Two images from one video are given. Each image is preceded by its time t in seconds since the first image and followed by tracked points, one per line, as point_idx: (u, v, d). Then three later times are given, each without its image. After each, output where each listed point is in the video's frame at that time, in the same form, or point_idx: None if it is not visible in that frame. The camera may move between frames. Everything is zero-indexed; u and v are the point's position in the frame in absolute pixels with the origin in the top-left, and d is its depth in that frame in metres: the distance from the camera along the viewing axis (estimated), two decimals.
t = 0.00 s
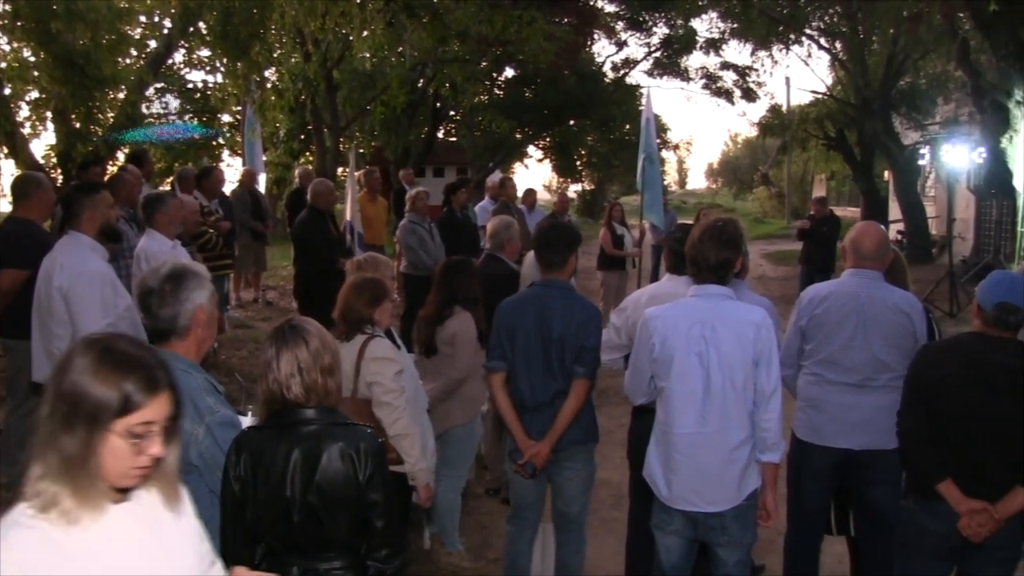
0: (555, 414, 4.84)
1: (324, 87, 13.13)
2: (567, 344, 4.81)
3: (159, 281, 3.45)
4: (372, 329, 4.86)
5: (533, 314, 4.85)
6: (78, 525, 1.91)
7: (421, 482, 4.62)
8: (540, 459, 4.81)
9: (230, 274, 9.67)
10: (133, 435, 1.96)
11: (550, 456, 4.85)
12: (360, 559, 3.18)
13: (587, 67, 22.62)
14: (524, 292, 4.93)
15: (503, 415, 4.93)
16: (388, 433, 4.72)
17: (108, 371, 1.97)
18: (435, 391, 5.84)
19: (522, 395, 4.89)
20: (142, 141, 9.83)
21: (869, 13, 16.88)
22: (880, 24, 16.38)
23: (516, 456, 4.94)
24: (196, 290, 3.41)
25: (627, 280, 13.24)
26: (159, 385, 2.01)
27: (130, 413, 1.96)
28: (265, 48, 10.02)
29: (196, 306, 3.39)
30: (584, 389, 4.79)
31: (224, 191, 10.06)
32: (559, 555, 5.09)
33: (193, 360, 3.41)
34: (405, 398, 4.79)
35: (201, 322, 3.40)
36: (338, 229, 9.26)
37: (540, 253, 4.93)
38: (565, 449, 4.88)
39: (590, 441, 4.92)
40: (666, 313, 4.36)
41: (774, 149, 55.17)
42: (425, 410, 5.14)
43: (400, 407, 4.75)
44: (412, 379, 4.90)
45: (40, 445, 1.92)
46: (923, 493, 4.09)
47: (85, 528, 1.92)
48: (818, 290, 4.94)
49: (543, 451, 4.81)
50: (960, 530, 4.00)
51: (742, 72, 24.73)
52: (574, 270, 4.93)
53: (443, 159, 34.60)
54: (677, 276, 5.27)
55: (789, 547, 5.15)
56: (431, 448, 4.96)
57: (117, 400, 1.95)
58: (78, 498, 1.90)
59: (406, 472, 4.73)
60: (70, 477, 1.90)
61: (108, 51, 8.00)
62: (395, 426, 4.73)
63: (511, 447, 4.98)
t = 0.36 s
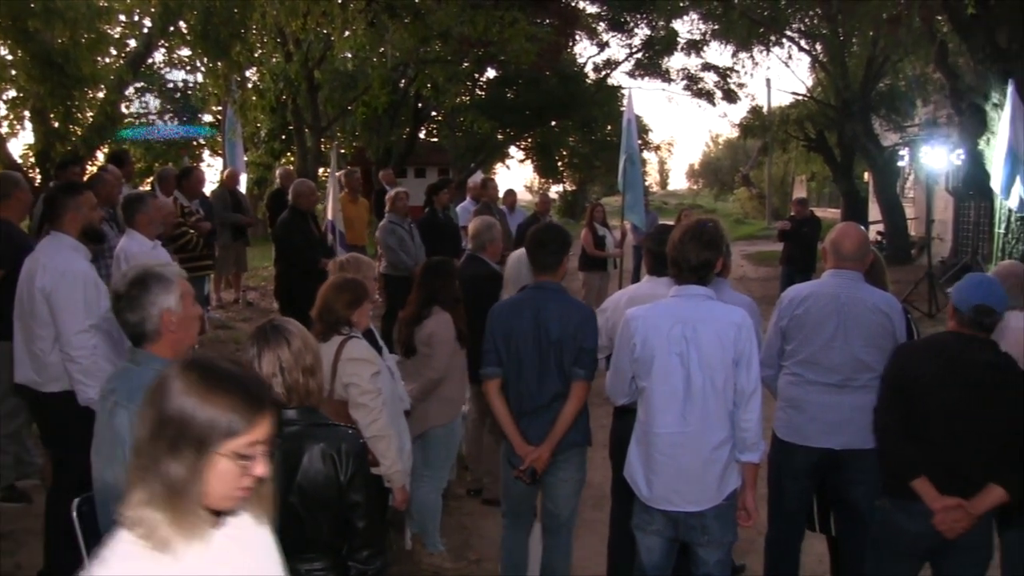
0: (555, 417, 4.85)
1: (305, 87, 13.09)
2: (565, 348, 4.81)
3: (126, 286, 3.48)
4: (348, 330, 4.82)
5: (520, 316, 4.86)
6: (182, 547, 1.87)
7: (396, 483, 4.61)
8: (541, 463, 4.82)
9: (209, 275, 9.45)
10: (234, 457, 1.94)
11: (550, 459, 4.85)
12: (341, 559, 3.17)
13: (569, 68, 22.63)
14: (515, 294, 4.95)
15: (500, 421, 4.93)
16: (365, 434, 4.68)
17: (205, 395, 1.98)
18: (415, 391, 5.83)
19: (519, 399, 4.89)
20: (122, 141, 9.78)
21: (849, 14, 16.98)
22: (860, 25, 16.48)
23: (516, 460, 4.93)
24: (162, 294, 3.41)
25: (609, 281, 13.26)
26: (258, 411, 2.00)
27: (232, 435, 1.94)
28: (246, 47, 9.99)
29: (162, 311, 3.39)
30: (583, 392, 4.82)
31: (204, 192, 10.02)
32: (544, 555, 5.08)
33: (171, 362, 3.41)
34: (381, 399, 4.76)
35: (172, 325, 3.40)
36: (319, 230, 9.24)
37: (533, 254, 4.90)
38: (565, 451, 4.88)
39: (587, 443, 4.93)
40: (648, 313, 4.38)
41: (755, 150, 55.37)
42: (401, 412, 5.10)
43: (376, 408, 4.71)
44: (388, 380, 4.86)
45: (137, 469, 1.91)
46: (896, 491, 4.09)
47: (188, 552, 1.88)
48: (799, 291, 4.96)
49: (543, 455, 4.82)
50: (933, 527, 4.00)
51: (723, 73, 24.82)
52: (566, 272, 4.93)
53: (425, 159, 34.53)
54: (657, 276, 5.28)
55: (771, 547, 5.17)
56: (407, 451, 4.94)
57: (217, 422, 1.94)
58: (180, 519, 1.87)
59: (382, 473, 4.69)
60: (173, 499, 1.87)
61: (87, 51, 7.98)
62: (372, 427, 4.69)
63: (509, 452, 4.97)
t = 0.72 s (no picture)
0: (536, 417, 4.85)
1: (288, 87, 13.06)
2: (547, 349, 4.80)
3: (100, 290, 3.42)
4: (330, 331, 4.78)
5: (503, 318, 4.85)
6: (315, 555, 1.72)
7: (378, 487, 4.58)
8: (521, 464, 4.80)
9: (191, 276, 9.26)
10: (359, 453, 1.78)
11: (530, 459, 4.84)
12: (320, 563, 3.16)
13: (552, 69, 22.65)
14: (499, 295, 4.94)
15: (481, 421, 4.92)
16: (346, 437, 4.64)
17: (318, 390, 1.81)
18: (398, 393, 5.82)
19: (499, 399, 4.89)
20: (103, 140, 9.73)
21: (831, 17, 17.09)
22: (841, 26, 16.58)
23: (497, 461, 4.92)
24: (138, 298, 3.37)
25: (592, 282, 13.29)
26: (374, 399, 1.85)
27: (356, 431, 1.78)
28: (228, 47, 9.96)
29: (139, 315, 3.35)
30: (564, 393, 4.80)
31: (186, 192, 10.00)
32: (526, 556, 5.07)
33: (154, 363, 3.39)
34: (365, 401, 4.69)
35: (150, 329, 3.36)
36: (303, 231, 9.21)
37: (517, 255, 4.92)
38: (546, 451, 4.88)
39: (568, 443, 4.93)
40: (633, 314, 4.39)
41: (737, 152, 55.62)
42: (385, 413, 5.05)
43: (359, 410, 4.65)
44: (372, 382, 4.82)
45: (255, 472, 1.75)
46: (846, 492, 4.12)
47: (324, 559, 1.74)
48: (781, 291, 4.98)
49: (523, 455, 4.80)
50: (883, 526, 4.04)
51: (705, 74, 24.91)
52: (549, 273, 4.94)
53: (408, 159, 34.50)
54: (641, 277, 5.29)
55: (753, 547, 5.18)
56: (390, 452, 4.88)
57: (339, 420, 1.78)
58: (310, 526, 1.71)
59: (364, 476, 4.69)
60: (303, 503, 1.72)
61: (67, 51, 7.95)
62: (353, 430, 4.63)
63: (491, 453, 4.96)
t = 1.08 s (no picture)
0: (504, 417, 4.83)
1: (268, 87, 13.01)
2: (515, 348, 4.81)
3: (76, 293, 3.38)
4: (314, 333, 4.77)
5: (482, 319, 4.84)
6: (428, 551, 1.94)
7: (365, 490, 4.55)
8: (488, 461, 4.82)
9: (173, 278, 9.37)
10: (466, 459, 2.00)
11: (498, 457, 4.84)
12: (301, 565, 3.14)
13: (533, 71, 22.69)
14: (474, 294, 4.93)
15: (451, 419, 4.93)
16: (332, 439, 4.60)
17: (425, 401, 2.02)
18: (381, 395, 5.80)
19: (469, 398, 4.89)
20: (81, 141, 9.67)
21: (810, 19, 17.16)
22: (821, 28, 16.67)
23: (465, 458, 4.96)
24: (115, 300, 3.34)
25: (572, 283, 13.30)
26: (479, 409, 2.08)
27: (461, 439, 2.00)
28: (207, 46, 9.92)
29: (117, 317, 3.33)
30: (532, 392, 4.82)
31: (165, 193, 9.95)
32: (503, 556, 5.07)
33: (133, 365, 3.37)
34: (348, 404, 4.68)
35: (128, 330, 3.35)
36: (283, 232, 9.17)
37: (485, 256, 4.94)
38: (516, 450, 4.90)
39: (539, 441, 4.95)
40: (614, 315, 4.41)
41: (718, 154, 55.80)
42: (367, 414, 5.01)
43: (343, 412, 4.63)
44: (354, 383, 4.80)
45: (373, 474, 1.97)
46: (807, 492, 4.17)
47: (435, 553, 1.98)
48: (760, 292, 5.00)
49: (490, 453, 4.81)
50: (838, 523, 4.08)
51: (686, 76, 24.98)
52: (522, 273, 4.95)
53: (390, 160, 34.43)
54: (622, 278, 5.30)
55: (730, 547, 5.19)
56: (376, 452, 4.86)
57: (448, 430, 2.00)
58: (427, 526, 1.94)
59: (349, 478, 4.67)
60: (420, 502, 1.95)
61: (43, 49, 7.87)
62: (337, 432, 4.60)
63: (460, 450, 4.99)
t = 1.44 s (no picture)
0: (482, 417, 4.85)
1: (247, 88, 12.96)
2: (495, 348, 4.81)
3: (55, 294, 3.33)
4: (297, 334, 4.75)
5: (461, 319, 4.84)
6: (518, 534, 1.94)
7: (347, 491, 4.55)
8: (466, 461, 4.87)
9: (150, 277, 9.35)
10: (554, 447, 1.99)
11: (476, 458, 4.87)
12: (280, 564, 3.15)
13: (512, 72, 22.70)
14: (453, 295, 4.93)
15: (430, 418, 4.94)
16: (312, 440, 4.59)
17: (511, 389, 2.01)
18: (360, 397, 5.78)
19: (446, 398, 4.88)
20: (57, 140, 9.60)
21: (789, 21, 17.25)
22: (799, 30, 16.75)
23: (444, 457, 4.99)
24: (96, 301, 3.30)
25: (551, 284, 13.30)
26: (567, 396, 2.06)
27: (549, 427, 2.00)
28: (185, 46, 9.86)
29: (97, 318, 3.29)
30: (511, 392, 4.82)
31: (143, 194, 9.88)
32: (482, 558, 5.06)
33: (111, 366, 3.34)
34: (329, 404, 4.65)
35: (108, 331, 3.31)
36: (261, 233, 9.12)
37: (462, 256, 4.91)
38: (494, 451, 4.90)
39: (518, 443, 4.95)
40: (591, 316, 4.40)
41: (697, 155, 56.01)
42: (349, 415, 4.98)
43: (324, 413, 4.60)
44: (336, 384, 4.77)
45: (464, 462, 1.96)
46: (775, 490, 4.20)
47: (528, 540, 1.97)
48: (739, 292, 5.01)
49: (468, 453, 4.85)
50: (810, 520, 4.10)
51: (665, 78, 25.05)
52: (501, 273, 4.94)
53: (369, 161, 34.37)
54: (601, 278, 5.30)
55: (709, 548, 5.19)
56: (356, 453, 4.84)
57: (533, 418, 1.98)
58: (517, 512, 1.94)
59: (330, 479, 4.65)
60: (509, 488, 1.94)
61: (18, 49, 7.80)
62: (318, 432, 4.59)
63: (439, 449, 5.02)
